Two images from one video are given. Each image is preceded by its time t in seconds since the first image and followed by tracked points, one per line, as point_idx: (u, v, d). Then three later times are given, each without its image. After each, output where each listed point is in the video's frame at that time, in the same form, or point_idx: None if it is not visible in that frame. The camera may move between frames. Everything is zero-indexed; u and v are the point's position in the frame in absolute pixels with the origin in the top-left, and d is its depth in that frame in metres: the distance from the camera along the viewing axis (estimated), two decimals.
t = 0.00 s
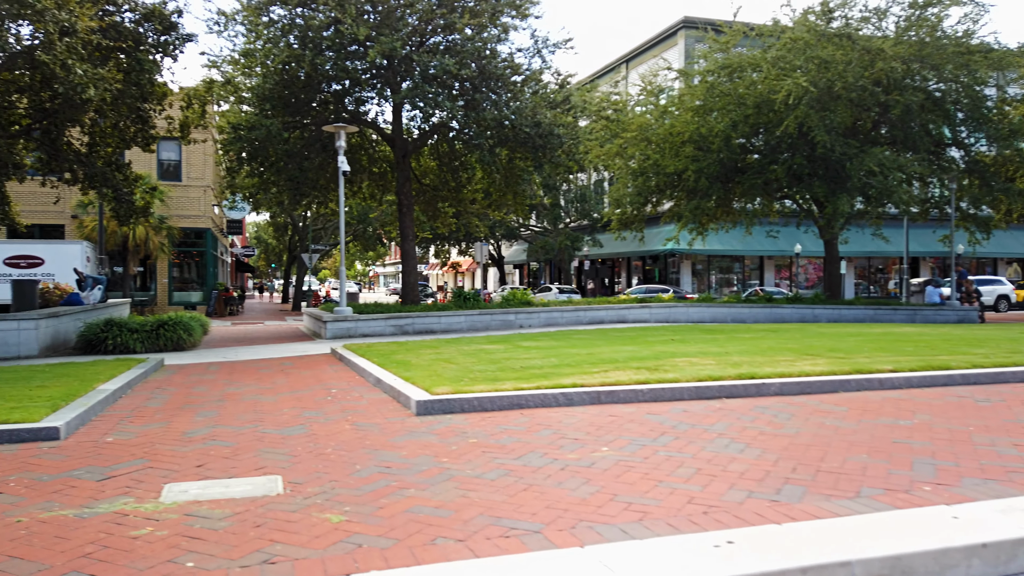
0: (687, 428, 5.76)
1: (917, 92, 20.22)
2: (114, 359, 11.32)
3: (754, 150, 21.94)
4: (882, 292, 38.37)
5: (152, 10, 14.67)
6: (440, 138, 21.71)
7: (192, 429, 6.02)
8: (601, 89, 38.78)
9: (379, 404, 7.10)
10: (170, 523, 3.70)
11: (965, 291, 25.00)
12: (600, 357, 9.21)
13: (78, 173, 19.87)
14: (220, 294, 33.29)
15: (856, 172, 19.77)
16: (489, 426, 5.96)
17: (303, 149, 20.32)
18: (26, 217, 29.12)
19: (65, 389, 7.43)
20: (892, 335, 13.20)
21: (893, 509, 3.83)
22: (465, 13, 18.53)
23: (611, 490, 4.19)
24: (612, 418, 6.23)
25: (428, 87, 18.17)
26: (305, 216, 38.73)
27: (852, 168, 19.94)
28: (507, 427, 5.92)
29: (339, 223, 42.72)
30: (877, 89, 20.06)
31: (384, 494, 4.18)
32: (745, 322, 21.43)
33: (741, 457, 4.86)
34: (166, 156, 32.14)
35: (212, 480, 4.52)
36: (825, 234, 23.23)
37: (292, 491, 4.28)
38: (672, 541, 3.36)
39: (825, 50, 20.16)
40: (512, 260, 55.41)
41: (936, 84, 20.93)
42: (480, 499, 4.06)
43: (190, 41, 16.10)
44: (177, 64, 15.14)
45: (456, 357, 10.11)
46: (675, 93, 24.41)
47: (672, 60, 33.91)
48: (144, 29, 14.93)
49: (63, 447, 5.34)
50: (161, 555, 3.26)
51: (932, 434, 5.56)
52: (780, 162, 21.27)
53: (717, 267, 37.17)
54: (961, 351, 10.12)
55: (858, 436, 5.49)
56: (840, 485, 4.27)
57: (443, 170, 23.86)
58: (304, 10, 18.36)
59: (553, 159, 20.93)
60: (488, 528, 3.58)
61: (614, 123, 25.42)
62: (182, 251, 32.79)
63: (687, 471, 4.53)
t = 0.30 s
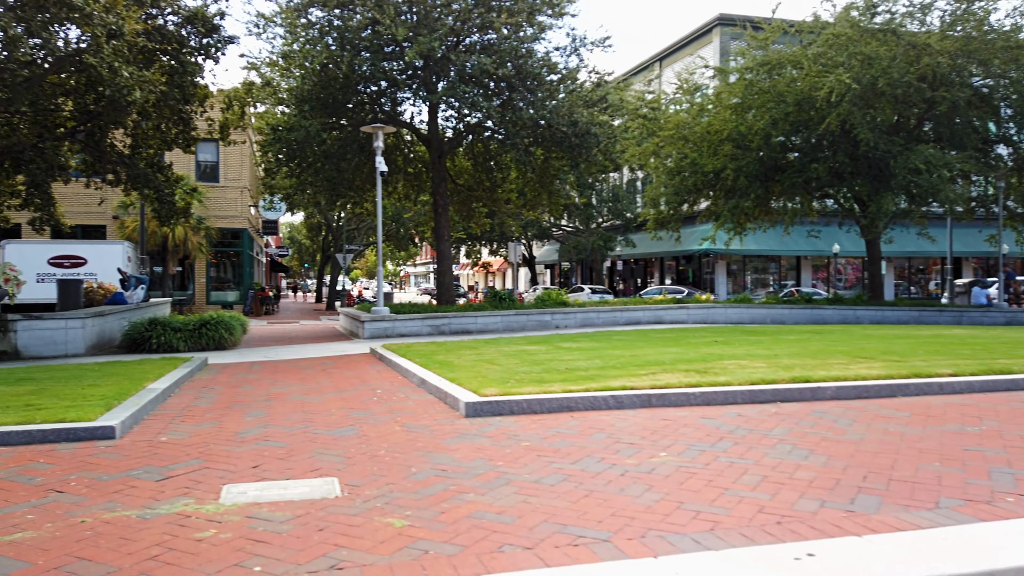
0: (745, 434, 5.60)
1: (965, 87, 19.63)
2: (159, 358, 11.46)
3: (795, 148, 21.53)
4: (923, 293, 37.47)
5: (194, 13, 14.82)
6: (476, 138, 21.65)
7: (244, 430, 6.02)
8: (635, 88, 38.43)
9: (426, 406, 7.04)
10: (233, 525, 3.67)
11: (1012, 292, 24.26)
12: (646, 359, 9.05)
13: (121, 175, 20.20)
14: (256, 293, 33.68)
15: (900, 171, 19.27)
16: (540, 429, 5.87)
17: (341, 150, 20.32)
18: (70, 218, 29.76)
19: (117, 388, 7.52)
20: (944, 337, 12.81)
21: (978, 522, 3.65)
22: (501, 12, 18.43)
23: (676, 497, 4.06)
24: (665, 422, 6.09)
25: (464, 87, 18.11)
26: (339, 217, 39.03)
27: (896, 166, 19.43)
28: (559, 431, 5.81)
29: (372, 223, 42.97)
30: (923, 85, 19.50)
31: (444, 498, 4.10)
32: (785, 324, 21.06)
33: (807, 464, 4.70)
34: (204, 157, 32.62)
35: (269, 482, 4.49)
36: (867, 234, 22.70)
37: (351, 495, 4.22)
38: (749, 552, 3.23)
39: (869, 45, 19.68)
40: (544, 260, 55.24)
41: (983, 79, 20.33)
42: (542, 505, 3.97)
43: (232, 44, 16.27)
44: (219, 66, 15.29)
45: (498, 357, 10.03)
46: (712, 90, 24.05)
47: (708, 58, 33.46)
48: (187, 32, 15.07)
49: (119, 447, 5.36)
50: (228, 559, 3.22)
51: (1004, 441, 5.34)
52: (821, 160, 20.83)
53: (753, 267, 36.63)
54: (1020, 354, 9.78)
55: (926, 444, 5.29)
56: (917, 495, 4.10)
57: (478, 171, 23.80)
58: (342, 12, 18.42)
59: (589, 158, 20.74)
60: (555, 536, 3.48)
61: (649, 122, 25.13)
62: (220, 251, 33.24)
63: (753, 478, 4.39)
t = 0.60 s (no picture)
0: (795, 439, 5.45)
1: (1009, 83, 19.07)
2: (197, 358, 11.55)
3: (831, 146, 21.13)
4: (962, 294, 36.57)
5: (230, 16, 14.95)
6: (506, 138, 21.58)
7: (286, 431, 6.01)
8: (665, 87, 38.06)
9: (465, 407, 6.98)
10: (282, 527, 3.64)
11: None
12: (685, 361, 8.89)
13: (157, 177, 20.49)
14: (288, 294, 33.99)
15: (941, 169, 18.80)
16: (584, 432, 5.77)
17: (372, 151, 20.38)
18: (108, 220, 30.33)
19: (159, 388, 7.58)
20: (990, 339, 12.45)
21: None
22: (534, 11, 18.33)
23: (731, 504, 3.94)
24: (711, 425, 5.96)
25: (495, 87, 18.02)
26: (369, 219, 39.25)
27: (937, 164, 18.96)
28: (602, 434, 5.71)
29: (402, 224, 43.15)
30: (965, 81, 18.98)
31: (492, 502, 4.02)
32: (822, 325, 20.70)
33: (863, 471, 4.55)
34: (237, 159, 33.00)
35: (314, 484, 4.46)
36: (905, 234, 22.18)
37: (397, 497, 4.17)
38: (814, 564, 3.11)
39: (908, 41, 19.22)
40: (572, 261, 55.01)
41: None
42: (593, 510, 3.87)
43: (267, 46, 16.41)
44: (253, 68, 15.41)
45: (535, 358, 9.94)
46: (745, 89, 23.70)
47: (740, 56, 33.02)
48: (223, 35, 15.21)
49: (163, 447, 5.39)
50: (279, 562, 3.19)
51: None
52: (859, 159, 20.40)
53: (786, 267, 36.06)
54: None
55: (986, 450, 5.09)
56: (983, 504, 3.93)
57: (508, 171, 23.71)
58: (375, 13, 18.49)
59: (621, 158, 20.55)
60: (610, 543, 3.39)
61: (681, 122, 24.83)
62: (252, 252, 33.62)
63: (808, 486, 4.25)
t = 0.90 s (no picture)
0: (861, 441, 5.22)
1: None
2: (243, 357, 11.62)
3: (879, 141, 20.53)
4: (1014, 294, 35.34)
5: (273, 18, 15.05)
6: (545, 137, 21.42)
7: (336, 429, 5.96)
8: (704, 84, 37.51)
9: (512, 407, 6.86)
10: (338, 528, 3.56)
11: None
12: (736, 361, 8.66)
13: (202, 179, 20.80)
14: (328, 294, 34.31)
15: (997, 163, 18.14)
16: (637, 433, 5.61)
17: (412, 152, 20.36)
18: (154, 222, 30.97)
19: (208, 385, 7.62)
20: None
21: None
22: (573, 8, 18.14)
23: (803, 510, 3.75)
24: (770, 427, 5.75)
25: (536, 85, 17.90)
26: (407, 219, 39.42)
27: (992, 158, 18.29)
28: (658, 434, 5.54)
29: (439, 224, 43.28)
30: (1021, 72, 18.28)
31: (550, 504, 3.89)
32: (871, 325, 20.14)
33: (939, 476, 4.32)
34: (278, 162, 33.43)
35: (367, 484, 4.38)
36: (958, 231, 21.47)
37: (452, 498, 4.07)
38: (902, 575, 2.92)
39: (961, 32, 18.59)
40: (609, 261, 54.58)
41: None
42: (657, 514, 3.72)
43: (309, 48, 16.52)
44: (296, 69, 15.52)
45: (580, 358, 9.78)
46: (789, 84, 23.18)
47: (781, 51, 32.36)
48: (265, 37, 15.35)
49: (215, 444, 5.37)
50: (338, 564, 3.10)
51: None
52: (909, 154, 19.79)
53: (829, 267, 35.26)
54: None
55: None
56: None
57: (547, 170, 23.54)
58: (414, 14, 18.51)
59: (662, 155, 20.25)
60: (679, 549, 3.23)
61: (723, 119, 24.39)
62: (293, 253, 34.03)
63: (883, 491, 4.04)
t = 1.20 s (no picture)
0: (969, 454, 4.81)
1: None
2: (309, 355, 11.68)
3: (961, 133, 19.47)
4: None
5: (336, 18, 15.13)
6: (606, 133, 21.05)
7: (405, 432, 5.83)
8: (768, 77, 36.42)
9: (584, 410, 6.62)
10: (415, 540, 3.40)
11: None
12: (817, 364, 8.22)
13: (267, 179, 21.18)
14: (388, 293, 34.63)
15: None
16: (720, 441, 5.31)
17: (473, 150, 20.28)
18: (222, 222, 31.80)
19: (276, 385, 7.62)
20: None
21: None
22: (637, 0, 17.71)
23: (917, 533, 3.42)
24: (863, 437, 5.37)
25: (599, 80, 17.57)
26: (465, 218, 39.50)
27: None
28: (742, 443, 5.23)
29: (497, 222, 43.27)
30: None
31: (636, 519, 3.65)
32: (951, 326, 19.15)
33: None
34: (339, 162, 33.90)
35: (441, 491, 4.21)
36: None
37: (531, 510, 3.87)
38: None
39: None
40: (669, 259, 53.67)
41: None
42: (754, 533, 3.44)
43: (372, 47, 16.59)
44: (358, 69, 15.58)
45: (649, 360, 9.47)
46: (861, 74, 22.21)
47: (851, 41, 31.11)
48: (329, 38, 15.46)
49: (286, 447, 5.31)
50: None
51: None
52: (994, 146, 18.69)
53: (901, 265, 33.82)
54: None
55: None
56: None
57: (608, 166, 23.15)
58: (475, 11, 18.40)
59: (728, 150, 19.65)
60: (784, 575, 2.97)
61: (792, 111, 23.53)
62: (354, 252, 34.47)
63: (1003, 512, 3.67)
